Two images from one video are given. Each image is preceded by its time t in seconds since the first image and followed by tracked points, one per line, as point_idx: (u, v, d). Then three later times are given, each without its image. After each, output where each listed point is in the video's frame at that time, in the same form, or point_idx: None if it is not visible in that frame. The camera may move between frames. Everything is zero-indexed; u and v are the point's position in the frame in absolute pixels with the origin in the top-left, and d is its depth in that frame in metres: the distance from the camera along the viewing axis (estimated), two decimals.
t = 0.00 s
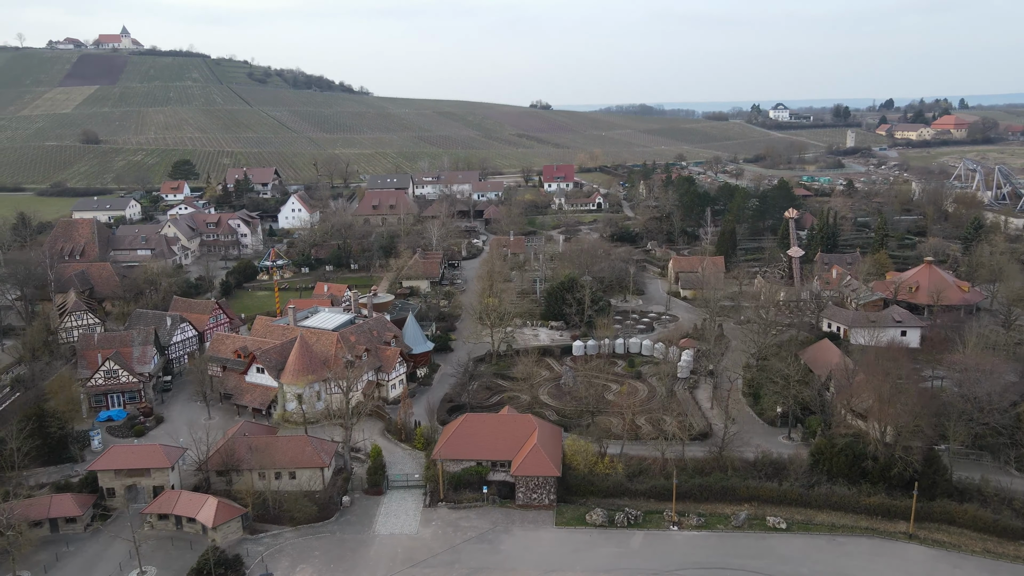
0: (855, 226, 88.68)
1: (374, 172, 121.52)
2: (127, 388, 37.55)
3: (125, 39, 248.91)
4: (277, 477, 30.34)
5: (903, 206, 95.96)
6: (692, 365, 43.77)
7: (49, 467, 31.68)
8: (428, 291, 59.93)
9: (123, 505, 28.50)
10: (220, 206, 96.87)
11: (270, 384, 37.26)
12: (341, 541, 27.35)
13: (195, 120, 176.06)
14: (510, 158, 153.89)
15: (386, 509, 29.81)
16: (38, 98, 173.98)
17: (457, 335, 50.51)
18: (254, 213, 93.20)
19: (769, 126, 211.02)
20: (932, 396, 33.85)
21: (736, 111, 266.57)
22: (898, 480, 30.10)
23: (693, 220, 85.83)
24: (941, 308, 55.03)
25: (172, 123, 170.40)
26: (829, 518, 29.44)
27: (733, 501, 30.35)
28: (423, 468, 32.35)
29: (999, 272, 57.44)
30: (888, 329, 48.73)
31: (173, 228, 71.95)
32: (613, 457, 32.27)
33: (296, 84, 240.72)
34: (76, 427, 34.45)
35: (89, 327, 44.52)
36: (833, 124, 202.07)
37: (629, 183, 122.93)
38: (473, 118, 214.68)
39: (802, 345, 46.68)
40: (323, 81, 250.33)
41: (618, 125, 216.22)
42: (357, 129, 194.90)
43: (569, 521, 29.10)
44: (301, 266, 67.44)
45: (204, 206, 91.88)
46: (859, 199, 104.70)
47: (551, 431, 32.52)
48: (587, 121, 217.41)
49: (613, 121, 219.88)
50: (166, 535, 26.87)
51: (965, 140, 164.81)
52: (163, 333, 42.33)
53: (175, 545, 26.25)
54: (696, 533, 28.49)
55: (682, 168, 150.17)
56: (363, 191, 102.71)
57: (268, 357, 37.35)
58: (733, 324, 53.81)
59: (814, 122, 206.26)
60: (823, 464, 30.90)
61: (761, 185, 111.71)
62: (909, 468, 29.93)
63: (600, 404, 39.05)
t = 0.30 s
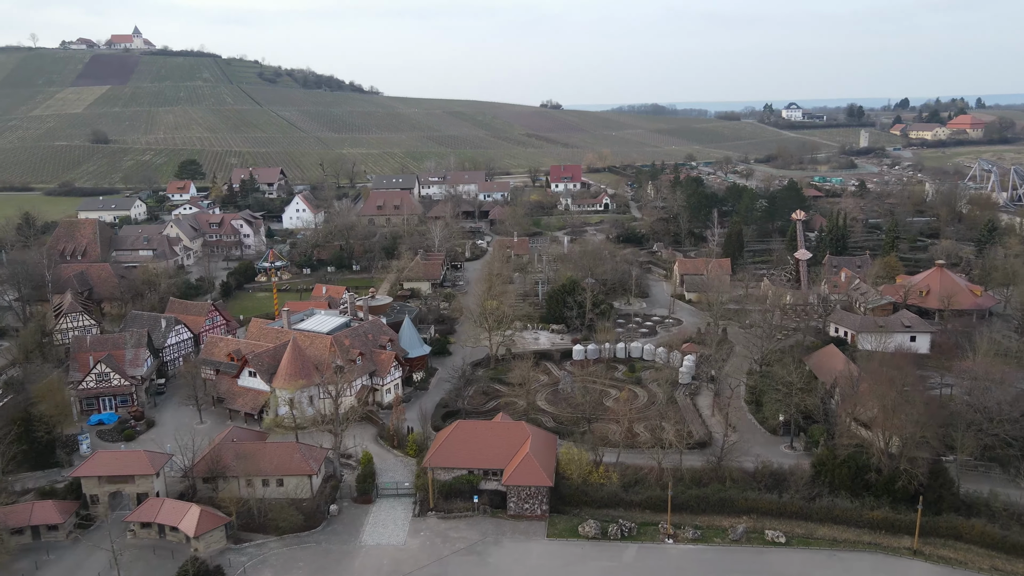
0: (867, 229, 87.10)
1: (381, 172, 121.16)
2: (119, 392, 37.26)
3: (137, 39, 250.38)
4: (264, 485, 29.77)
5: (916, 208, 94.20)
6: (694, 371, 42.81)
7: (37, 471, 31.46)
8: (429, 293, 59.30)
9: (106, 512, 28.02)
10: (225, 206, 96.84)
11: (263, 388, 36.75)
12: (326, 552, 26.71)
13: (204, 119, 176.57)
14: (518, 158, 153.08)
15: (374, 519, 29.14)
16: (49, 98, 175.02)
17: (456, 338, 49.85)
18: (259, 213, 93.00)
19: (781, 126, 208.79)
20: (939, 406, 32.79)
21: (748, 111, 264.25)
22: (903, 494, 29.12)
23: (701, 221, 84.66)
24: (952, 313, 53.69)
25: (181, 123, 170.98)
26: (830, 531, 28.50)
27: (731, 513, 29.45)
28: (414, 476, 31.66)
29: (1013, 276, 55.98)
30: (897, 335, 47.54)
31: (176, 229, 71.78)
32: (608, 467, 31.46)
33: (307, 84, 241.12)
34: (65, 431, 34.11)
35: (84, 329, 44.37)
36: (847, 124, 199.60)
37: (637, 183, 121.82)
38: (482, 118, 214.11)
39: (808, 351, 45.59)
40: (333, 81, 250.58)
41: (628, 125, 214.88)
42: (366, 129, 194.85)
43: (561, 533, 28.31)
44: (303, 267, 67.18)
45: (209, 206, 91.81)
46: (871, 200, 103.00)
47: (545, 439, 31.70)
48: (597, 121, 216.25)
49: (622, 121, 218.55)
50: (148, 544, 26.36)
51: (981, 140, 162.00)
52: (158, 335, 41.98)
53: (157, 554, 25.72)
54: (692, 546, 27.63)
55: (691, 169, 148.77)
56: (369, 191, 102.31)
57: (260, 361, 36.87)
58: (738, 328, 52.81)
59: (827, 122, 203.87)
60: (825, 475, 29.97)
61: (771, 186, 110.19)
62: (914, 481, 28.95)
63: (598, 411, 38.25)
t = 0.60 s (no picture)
0: (878, 230, 85.64)
1: (387, 172, 120.81)
2: (110, 395, 36.76)
3: (149, 39, 251.67)
4: (250, 492, 29.20)
5: (929, 209, 92.52)
6: (696, 376, 41.88)
7: (24, 475, 31.41)
8: (430, 295, 58.65)
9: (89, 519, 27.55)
10: (231, 206, 96.72)
11: (254, 392, 36.25)
12: (310, 563, 26.07)
13: (214, 119, 177.10)
14: (526, 158, 152.28)
15: (362, 528, 28.49)
16: (61, 97, 175.91)
17: (454, 341, 49.21)
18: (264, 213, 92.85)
19: (793, 125, 206.61)
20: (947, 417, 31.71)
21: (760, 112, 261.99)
22: (907, 507, 28.14)
23: (708, 222, 83.49)
24: (964, 318, 52.37)
25: (191, 123, 171.43)
26: (831, 546, 27.54)
27: (729, 526, 28.56)
28: (404, 484, 30.97)
29: None
30: (905, 341, 46.42)
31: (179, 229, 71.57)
32: (603, 476, 30.66)
33: (316, 84, 241.50)
34: (54, 435, 33.75)
35: (79, 330, 44.13)
36: (860, 123, 197.12)
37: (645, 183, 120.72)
38: (491, 118, 213.40)
39: (813, 357, 44.53)
40: (343, 81, 250.84)
41: (639, 125, 213.46)
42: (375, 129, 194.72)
43: (552, 545, 27.51)
44: (305, 268, 66.88)
45: (213, 206, 91.73)
46: (883, 201, 101.35)
47: (538, 447, 30.92)
48: (606, 121, 215.02)
49: (633, 121, 217.10)
50: (130, 553, 25.83)
51: (998, 140, 159.30)
52: (151, 337, 41.50)
53: (137, 564, 25.19)
54: (687, 560, 26.75)
55: (701, 169, 147.37)
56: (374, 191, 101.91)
57: (251, 365, 36.39)
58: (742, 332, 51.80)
59: (840, 121, 201.56)
60: (826, 488, 29.03)
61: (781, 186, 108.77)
62: (919, 495, 27.95)
63: (595, 418, 37.41)
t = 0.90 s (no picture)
0: (890, 232, 84.11)
1: (394, 172, 120.45)
2: (102, 398, 36.38)
3: (160, 39, 253.30)
4: (235, 501, 28.66)
5: (943, 210, 90.84)
6: (697, 382, 41.01)
7: (10, 481, 30.86)
8: (430, 297, 58.00)
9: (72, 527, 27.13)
10: (236, 206, 96.68)
11: (245, 396, 35.76)
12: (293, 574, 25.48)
13: (224, 119, 177.60)
14: (534, 158, 151.46)
15: (348, 537, 27.88)
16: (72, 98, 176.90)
17: (453, 345, 48.57)
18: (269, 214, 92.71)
19: (806, 125, 204.29)
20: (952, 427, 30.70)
21: (773, 112, 259.64)
22: (911, 523, 27.15)
23: (715, 223, 82.40)
24: (975, 323, 50.99)
25: (200, 123, 171.90)
26: (831, 562, 26.62)
27: (725, 539, 27.69)
28: (394, 492, 30.34)
29: None
30: (914, 346, 45.29)
31: (181, 230, 71.14)
32: (596, 486, 29.86)
33: (326, 84, 241.78)
34: (43, 438, 33.35)
35: (75, 331, 43.83)
36: (874, 123, 194.54)
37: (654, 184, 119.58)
38: (500, 117, 212.77)
39: (818, 363, 43.51)
40: (354, 80, 251.04)
41: (649, 124, 212.04)
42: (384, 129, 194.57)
43: (542, 558, 26.75)
44: (306, 269, 66.60)
45: (218, 206, 91.64)
46: (896, 202, 99.66)
47: (531, 457, 30.19)
48: (616, 121, 213.77)
49: (643, 121, 215.73)
50: (110, 562, 25.36)
51: (1015, 140, 156.63)
52: (146, 340, 41.26)
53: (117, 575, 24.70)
54: None
55: (711, 170, 145.98)
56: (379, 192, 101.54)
57: (243, 368, 35.88)
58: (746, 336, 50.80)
59: (853, 121, 199.07)
60: (827, 501, 28.11)
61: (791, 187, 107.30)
62: (923, 510, 26.97)
63: (592, 425, 36.61)
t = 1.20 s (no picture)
0: (902, 234, 82.56)
1: (401, 172, 120.05)
2: (93, 402, 36.03)
3: (172, 39, 254.88)
4: (220, 509, 28.13)
5: (957, 211, 89.09)
6: (700, 387, 40.12)
7: None
8: (431, 300, 57.37)
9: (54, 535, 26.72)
10: (242, 206, 96.68)
11: (236, 401, 35.30)
12: None
13: (234, 119, 178.18)
14: (542, 158, 150.64)
15: (335, 548, 27.28)
16: (84, 98, 178.07)
17: (451, 349, 47.90)
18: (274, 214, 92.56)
19: (820, 125, 201.92)
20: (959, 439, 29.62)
21: (786, 111, 257.09)
22: (915, 539, 26.19)
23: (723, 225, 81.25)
24: (987, 329, 49.72)
25: (210, 123, 172.44)
26: None
27: (722, 554, 26.86)
28: (383, 501, 29.69)
29: None
30: (923, 353, 44.12)
31: (184, 230, 71.02)
32: (590, 497, 29.05)
33: (336, 83, 242.07)
34: (30, 443, 33.07)
35: (71, 333, 43.61)
36: (888, 123, 191.95)
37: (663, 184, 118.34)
38: (510, 117, 212.05)
39: (824, 370, 42.46)
40: (364, 80, 251.33)
41: (660, 124, 210.55)
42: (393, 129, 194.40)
43: (531, 571, 26.00)
44: (308, 270, 66.25)
45: (223, 206, 91.58)
46: (909, 203, 97.97)
47: (522, 465, 29.47)
48: (626, 121, 212.50)
49: (654, 120, 214.32)
50: (90, 572, 24.87)
51: None
52: (140, 342, 41.03)
53: None
54: None
55: (722, 170, 144.53)
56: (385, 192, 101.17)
57: (234, 373, 35.43)
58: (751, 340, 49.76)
59: (867, 121, 196.55)
60: (828, 515, 27.21)
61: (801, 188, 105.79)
62: (927, 526, 26.02)
63: (588, 432, 35.80)
